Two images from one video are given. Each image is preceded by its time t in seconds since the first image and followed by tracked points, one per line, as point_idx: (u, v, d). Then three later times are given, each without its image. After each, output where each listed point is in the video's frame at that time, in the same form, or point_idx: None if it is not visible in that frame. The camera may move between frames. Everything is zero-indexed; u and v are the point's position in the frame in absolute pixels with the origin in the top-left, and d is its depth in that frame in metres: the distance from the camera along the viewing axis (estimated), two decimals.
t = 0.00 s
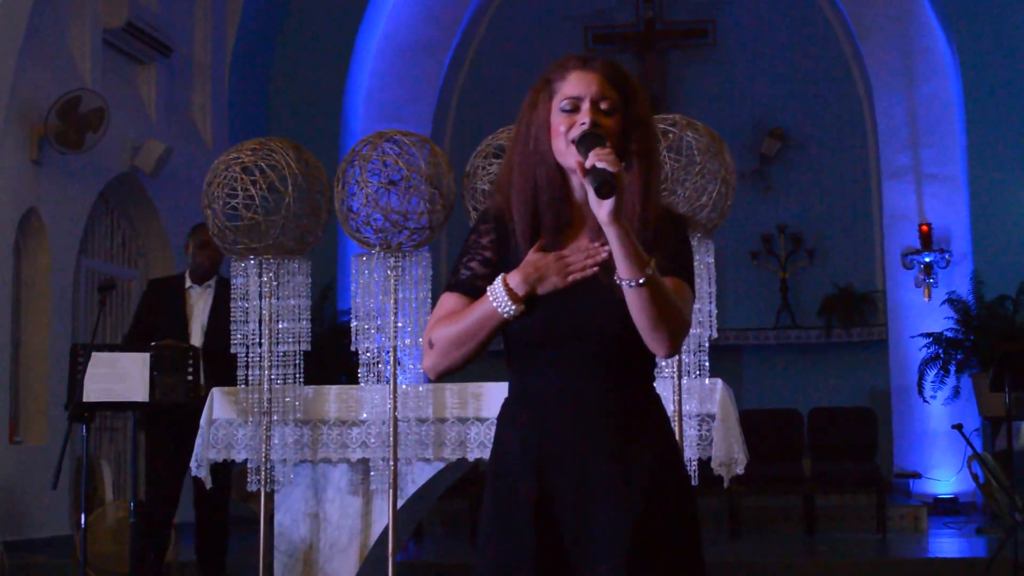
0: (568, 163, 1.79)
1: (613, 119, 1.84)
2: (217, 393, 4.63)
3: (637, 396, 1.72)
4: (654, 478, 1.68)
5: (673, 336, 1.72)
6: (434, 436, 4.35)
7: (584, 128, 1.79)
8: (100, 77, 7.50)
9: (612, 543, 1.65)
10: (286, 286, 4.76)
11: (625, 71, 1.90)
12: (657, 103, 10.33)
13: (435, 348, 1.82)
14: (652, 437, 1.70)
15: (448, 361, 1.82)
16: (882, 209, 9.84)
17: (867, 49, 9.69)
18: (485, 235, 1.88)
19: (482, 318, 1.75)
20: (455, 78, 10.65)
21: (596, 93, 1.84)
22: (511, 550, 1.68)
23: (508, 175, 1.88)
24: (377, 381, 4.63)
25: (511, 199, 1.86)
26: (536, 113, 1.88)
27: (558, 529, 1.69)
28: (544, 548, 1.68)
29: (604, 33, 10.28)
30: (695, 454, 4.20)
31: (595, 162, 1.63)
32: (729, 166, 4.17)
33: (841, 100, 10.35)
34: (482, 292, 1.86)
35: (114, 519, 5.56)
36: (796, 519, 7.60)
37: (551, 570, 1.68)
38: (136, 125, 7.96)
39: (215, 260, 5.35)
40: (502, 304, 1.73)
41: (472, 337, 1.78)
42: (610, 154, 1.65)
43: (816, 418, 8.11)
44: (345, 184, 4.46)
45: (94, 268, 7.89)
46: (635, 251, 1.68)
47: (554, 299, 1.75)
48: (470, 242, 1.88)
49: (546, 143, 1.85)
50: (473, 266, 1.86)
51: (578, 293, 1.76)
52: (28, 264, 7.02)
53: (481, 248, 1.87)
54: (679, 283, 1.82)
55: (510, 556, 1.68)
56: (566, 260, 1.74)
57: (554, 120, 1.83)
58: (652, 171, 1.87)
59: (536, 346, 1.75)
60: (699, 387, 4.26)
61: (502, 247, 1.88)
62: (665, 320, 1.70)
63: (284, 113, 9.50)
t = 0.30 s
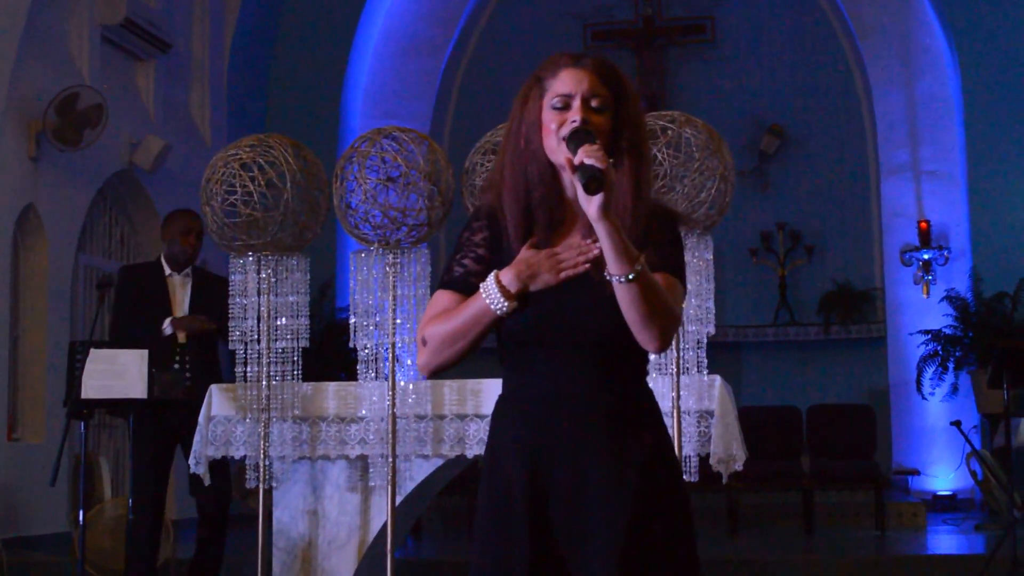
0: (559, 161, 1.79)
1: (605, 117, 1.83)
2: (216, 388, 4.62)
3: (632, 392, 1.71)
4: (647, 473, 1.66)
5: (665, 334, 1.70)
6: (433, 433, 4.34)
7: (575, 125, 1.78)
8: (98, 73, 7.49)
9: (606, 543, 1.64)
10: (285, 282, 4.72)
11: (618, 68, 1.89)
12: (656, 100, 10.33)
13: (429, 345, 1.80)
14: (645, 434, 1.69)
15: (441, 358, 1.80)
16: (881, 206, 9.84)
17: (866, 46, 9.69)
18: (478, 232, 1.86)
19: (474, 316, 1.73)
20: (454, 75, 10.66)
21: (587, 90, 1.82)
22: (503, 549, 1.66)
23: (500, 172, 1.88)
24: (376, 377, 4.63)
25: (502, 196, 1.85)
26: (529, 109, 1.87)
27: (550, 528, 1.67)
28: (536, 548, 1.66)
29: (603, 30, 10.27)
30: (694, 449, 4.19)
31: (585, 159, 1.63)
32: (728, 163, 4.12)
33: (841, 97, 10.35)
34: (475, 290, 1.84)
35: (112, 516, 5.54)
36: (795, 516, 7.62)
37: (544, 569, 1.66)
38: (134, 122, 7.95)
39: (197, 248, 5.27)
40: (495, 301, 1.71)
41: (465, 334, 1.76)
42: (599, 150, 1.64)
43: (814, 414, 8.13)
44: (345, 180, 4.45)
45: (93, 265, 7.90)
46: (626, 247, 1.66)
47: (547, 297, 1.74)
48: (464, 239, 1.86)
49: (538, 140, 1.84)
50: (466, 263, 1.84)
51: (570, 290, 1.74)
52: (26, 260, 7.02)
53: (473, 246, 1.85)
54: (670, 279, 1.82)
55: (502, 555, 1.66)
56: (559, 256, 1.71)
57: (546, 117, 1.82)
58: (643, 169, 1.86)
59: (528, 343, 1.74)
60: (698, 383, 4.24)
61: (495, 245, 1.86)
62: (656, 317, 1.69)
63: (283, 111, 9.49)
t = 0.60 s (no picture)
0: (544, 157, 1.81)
1: (590, 112, 1.87)
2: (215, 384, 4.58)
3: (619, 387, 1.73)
4: (637, 468, 1.67)
5: (649, 328, 1.73)
6: (433, 428, 4.32)
7: (560, 122, 1.81)
8: (97, 69, 7.49)
9: (594, 535, 1.65)
10: (285, 278, 4.66)
11: (601, 65, 1.93)
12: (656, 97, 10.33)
13: (419, 342, 1.83)
14: (633, 429, 1.70)
15: (432, 355, 1.84)
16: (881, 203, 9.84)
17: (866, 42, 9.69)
18: (466, 230, 1.90)
19: (463, 313, 1.76)
20: (455, 72, 10.65)
21: (572, 87, 1.86)
22: (492, 541, 1.67)
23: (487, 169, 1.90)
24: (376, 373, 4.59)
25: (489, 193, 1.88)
26: (514, 107, 1.90)
27: (539, 520, 1.68)
28: (525, 543, 1.67)
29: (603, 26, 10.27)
30: (695, 445, 4.13)
31: (567, 156, 1.66)
32: (729, 159, 4.06)
33: (841, 94, 10.35)
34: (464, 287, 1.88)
35: (113, 512, 5.55)
36: (796, 512, 7.62)
37: (534, 562, 1.67)
38: (134, 118, 7.95)
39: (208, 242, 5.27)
40: (481, 298, 1.74)
41: (454, 331, 1.79)
42: (581, 147, 1.68)
43: (813, 409, 8.14)
44: (345, 176, 4.45)
45: (92, 261, 7.90)
46: (608, 242, 1.69)
47: (535, 293, 1.77)
48: (452, 236, 1.90)
49: (524, 138, 1.87)
50: (455, 260, 1.88)
51: (557, 286, 1.77)
52: (25, 255, 7.02)
53: (462, 243, 1.89)
54: (657, 274, 1.84)
55: (492, 547, 1.67)
56: (546, 253, 1.75)
57: (531, 115, 1.85)
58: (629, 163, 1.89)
59: (514, 340, 1.77)
60: (698, 378, 4.17)
61: (483, 241, 1.89)
62: (641, 309, 1.71)
63: (283, 106, 9.49)
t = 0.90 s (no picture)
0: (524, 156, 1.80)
1: (569, 110, 1.85)
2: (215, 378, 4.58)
3: (603, 386, 1.73)
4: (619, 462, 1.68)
5: (631, 322, 1.74)
6: (433, 424, 4.31)
7: (540, 121, 1.80)
8: (97, 64, 7.48)
9: (580, 535, 1.66)
10: (285, 273, 4.62)
11: (583, 65, 1.90)
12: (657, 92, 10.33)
13: (405, 340, 1.83)
14: (617, 425, 1.71)
15: (417, 353, 1.84)
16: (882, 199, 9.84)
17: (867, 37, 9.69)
18: (450, 229, 1.90)
19: (447, 311, 1.77)
20: (455, 66, 10.65)
21: (551, 86, 1.84)
22: (478, 542, 1.67)
23: (467, 168, 1.89)
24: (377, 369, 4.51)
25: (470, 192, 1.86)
26: (494, 107, 1.88)
27: (523, 518, 1.68)
28: (510, 541, 1.67)
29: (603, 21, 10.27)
30: (696, 441, 4.11)
31: (545, 152, 1.66)
32: (729, 154, 3.99)
33: (841, 89, 10.35)
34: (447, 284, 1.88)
35: (112, 507, 5.55)
36: (797, 507, 7.63)
37: (520, 563, 1.67)
38: (133, 112, 7.95)
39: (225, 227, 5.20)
40: (465, 295, 1.75)
41: (439, 328, 1.80)
42: (559, 143, 1.68)
43: (814, 405, 8.15)
44: (345, 172, 4.41)
45: (93, 256, 7.90)
46: (587, 236, 1.69)
47: (520, 291, 1.77)
48: (436, 235, 1.91)
49: (504, 137, 1.85)
50: (438, 259, 1.88)
51: (541, 282, 1.77)
52: (26, 249, 7.02)
53: (445, 242, 1.89)
54: (637, 270, 1.84)
55: (478, 548, 1.67)
56: (528, 250, 1.76)
57: (512, 114, 1.84)
58: (609, 162, 1.87)
59: (498, 337, 1.76)
60: (699, 374, 4.16)
61: (465, 240, 1.90)
62: (620, 304, 1.72)
63: (283, 102, 9.48)
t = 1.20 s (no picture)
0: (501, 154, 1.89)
1: (548, 109, 1.92)
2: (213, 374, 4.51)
3: (584, 382, 1.76)
4: (601, 455, 1.72)
5: (608, 316, 1.77)
6: (433, 419, 4.30)
7: (517, 119, 1.87)
8: (98, 61, 7.48)
9: (563, 527, 1.69)
10: (285, 268, 4.53)
11: (559, 64, 1.97)
12: (657, 88, 10.34)
13: (390, 335, 1.91)
14: (599, 417, 1.74)
15: (402, 348, 1.91)
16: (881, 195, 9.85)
17: (867, 33, 9.70)
18: (433, 227, 1.99)
19: (429, 307, 1.85)
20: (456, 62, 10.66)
21: (529, 85, 1.91)
22: (463, 535, 1.72)
23: (451, 167, 1.98)
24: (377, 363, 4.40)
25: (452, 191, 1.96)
26: (476, 106, 1.97)
27: (507, 508, 1.73)
28: (495, 532, 1.72)
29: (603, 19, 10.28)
30: (696, 436, 4.08)
31: (520, 148, 1.73)
32: (730, 149, 3.94)
33: (841, 85, 10.36)
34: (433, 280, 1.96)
35: (114, 501, 5.58)
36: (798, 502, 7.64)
37: (505, 556, 1.72)
38: (134, 109, 7.96)
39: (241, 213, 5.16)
40: (446, 292, 1.82)
41: (422, 325, 1.87)
42: (534, 140, 1.75)
43: (814, 400, 8.15)
44: (345, 167, 4.38)
45: (92, 252, 7.91)
46: (562, 230, 1.75)
47: (504, 292, 1.82)
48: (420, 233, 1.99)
49: (484, 135, 1.94)
50: (422, 257, 1.96)
51: (522, 279, 1.83)
52: (26, 246, 7.02)
53: (429, 240, 1.97)
54: (617, 264, 1.91)
55: (463, 541, 1.72)
56: (508, 247, 1.84)
57: (491, 113, 1.92)
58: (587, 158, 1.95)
59: (484, 335, 1.81)
60: (699, 369, 4.16)
61: (449, 237, 1.98)
62: (597, 295, 1.75)
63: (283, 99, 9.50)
